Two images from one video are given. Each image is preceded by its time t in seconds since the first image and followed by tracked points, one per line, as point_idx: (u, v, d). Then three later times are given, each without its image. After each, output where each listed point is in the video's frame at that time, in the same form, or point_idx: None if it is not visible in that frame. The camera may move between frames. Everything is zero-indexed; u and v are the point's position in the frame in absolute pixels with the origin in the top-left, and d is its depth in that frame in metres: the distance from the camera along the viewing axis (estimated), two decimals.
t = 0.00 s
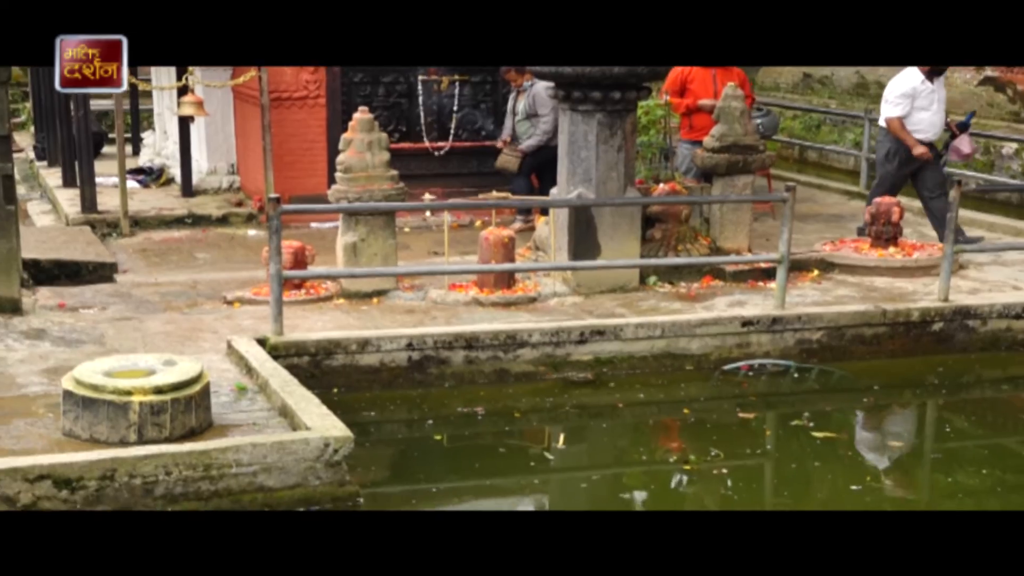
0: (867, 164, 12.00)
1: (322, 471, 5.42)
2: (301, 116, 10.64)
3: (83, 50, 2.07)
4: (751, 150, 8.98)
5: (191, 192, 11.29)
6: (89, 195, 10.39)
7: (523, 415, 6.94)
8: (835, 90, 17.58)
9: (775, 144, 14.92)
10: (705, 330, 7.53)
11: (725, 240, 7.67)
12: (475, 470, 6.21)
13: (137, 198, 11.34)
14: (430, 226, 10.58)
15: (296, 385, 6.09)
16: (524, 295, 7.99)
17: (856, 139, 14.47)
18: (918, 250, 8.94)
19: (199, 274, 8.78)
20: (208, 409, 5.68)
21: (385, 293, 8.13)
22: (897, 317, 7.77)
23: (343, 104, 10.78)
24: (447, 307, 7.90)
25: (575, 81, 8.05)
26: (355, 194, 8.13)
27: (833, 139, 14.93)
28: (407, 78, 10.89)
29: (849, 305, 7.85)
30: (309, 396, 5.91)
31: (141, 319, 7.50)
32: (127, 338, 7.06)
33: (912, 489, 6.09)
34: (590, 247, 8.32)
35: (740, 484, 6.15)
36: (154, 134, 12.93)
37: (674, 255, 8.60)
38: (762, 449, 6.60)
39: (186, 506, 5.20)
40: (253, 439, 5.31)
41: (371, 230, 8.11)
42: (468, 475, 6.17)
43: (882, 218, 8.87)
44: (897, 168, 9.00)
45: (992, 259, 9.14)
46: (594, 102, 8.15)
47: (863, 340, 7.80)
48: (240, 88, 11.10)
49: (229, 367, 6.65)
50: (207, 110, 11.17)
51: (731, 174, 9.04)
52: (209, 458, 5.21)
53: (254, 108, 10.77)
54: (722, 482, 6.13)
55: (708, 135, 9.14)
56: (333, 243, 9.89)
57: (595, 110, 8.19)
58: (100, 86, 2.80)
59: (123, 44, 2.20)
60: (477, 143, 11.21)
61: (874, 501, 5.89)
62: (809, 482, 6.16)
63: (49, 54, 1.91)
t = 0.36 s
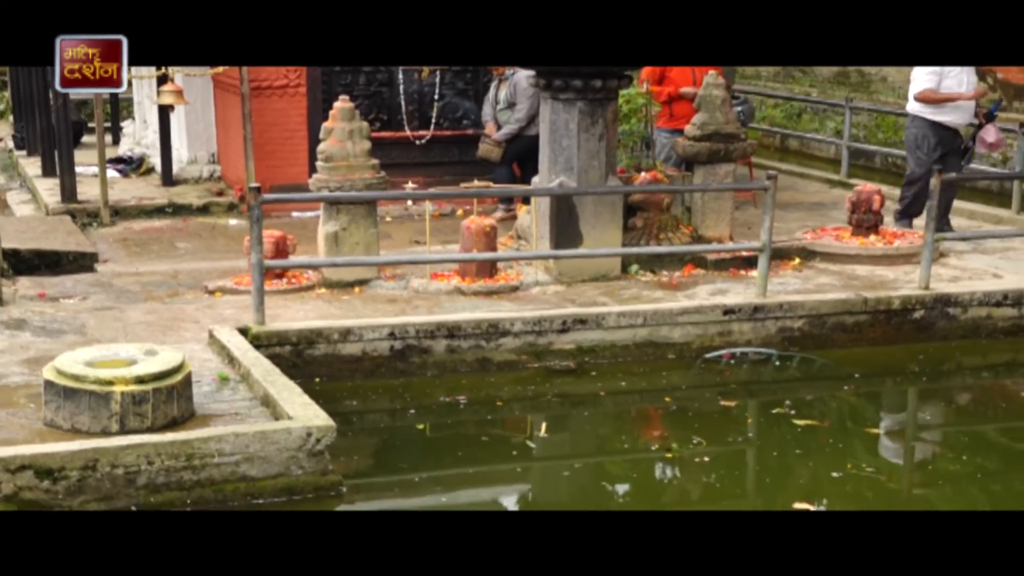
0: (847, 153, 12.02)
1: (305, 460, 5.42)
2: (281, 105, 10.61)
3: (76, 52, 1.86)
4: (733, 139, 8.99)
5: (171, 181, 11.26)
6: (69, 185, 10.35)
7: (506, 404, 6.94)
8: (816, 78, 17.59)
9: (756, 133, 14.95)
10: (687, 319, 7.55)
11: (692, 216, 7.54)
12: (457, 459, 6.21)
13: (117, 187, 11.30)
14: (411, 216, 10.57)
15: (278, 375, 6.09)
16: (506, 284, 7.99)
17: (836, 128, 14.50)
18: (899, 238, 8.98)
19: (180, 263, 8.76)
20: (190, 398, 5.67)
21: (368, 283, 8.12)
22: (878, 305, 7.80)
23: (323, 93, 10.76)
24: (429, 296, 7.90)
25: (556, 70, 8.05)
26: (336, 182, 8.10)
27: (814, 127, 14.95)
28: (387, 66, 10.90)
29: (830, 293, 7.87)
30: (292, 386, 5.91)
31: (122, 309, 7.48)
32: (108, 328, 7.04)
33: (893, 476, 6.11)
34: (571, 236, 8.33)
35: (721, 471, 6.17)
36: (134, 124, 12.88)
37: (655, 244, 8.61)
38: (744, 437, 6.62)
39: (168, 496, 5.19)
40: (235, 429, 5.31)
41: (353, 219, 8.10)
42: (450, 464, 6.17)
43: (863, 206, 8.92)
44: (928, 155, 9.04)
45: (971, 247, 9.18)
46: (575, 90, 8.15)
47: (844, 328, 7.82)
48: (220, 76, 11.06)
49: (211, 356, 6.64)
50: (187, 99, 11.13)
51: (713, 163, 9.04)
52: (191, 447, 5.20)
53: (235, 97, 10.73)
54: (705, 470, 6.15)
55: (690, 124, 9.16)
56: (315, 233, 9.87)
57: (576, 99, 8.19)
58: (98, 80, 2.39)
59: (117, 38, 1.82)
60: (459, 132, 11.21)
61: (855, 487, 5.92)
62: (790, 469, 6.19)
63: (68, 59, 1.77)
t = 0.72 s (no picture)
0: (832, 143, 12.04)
1: (290, 451, 5.41)
2: (265, 96, 10.58)
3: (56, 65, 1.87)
4: (718, 130, 8.99)
5: (155, 172, 11.23)
6: (52, 176, 10.32)
7: (491, 395, 6.94)
8: (800, 69, 17.61)
9: (741, 123, 14.96)
10: (672, 309, 7.56)
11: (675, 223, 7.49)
12: (443, 449, 6.21)
13: (100, 178, 11.27)
14: (396, 207, 10.55)
15: (263, 366, 6.08)
16: (492, 275, 7.99)
17: (821, 118, 14.52)
18: (883, 228, 9.00)
19: (164, 255, 8.74)
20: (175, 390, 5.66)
21: (352, 274, 8.11)
22: (863, 295, 7.82)
23: (307, 83, 10.73)
24: (414, 287, 7.89)
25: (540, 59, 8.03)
26: (320, 173, 8.10)
27: (799, 117, 14.96)
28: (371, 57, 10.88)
29: (815, 284, 7.89)
30: (277, 377, 5.90)
31: (106, 300, 7.46)
32: (92, 320, 7.02)
33: (877, 466, 6.13)
34: (556, 227, 8.33)
35: (707, 461, 6.18)
36: (117, 114, 12.85)
37: (640, 234, 8.61)
38: (729, 427, 6.63)
39: (153, 487, 5.19)
40: (220, 420, 5.30)
41: (337, 210, 8.09)
42: (436, 455, 6.16)
43: (847, 196, 8.94)
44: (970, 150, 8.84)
45: (955, 237, 9.20)
46: (560, 81, 8.14)
47: (829, 318, 7.84)
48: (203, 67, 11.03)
49: (196, 348, 6.63)
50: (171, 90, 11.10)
51: (698, 154, 9.04)
52: (176, 439, 5.19)
53: (218, 88, 10.70)
54: (690, 460, 6.16)
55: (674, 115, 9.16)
56: (299, 224, 9.85)
57: (561, 89, 8.18)
58: (98, 79, 2.34)
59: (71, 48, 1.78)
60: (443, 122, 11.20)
61: (840, 477, 5.93)
62: (775, 459, 6.20)
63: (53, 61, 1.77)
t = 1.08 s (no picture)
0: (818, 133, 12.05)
1: (277, 442, 5.41)
2: (250, 87, 10.55)
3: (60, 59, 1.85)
4: (703, 120, 9.00)
5: (140, 163, 11.20)
6: (36, 167, 10.28)
7: (477, 385, 6.94)
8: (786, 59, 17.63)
9: (726, 113, 14.97)
10: (658, 299, 7.56)
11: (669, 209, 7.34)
12: (429, 440, 6.21)
13: (85, 169, 11.23)
14: (381, 197, 10.55)
15: (250, 356, 6.07)
16: (478, 265, 7.99)
17: (806, 108, 14.53)
18: (869, 218, 9.02)
19: (150, 246, 8.72)
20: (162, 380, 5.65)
21: (338, 265, 8.10)
22: (849, 285, 7.84)
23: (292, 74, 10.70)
24: (400, 277, 7.88)
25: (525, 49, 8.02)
26: (307, 164, 8.06)
27: (784, 107, 14.98)
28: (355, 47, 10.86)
29: (800, 274, 7.90)
30: (264, 368, 5.89)
31: (91, 291, 7.44)
32: (77, 311, 7.00)
33: (862, 455, 6.15)
34: (542, 217, 8.33)
35: (693, 452, 6.19)
36: (101, 105, 12.81)
37: (626, 224, 8.62)
38: (715, 417, 6.64)
39: (139, 479, 5.18)
40: (206, 411, 5.29)
41: (323, 200, 8.07)
42: (422, 445, 6.16)
43: (833, 186, 8.94)
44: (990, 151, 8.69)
45: (940, 226, 9.23)
46: (546, 71, 8.13)
47: (815, 307, 7.86)
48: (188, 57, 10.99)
49: (181, 339, 6.61)
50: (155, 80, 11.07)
51: (683, 143, 9.05)
52: (162, 430, 5.18)
53: (202, 78, 10.66)
54: (676, 450, 6.17)
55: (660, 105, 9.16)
56: (284, 214, 9.84)
57: (547, 79, 8.17)
58: (98, 79, 2.39)
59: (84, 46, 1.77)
60: (428, 113, 11.19)
61: (826, 466, 5.95)
62: (761, 448, 6.21)
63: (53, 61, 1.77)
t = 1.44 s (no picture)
0: (803, 121, 12.06)
1: (263, 430, 5.41)
2: (234, 75, 10.52)
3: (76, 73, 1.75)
4: (688, 108, 9.00)
5: (123, 152, 11.16)
6: (20, 155, 10.23)
7: (463, 373, 6.95)
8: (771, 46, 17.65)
9: (712, 101, 14.98)
10: (644, 287, 7.57)
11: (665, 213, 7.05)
12: (415, 428, 6.21)
13: (68, 157, 11.19)
14: (366, 185, 10.54)
15: (235, 345, 6.06)
16: (463, 254, 7.99)
17: (791, 96, 14.54)
18: (854, 205, 9.03)
19: (134, 235, 8.70)
20: (147, 369, 5.64)
21: (324, 253, 8.09)
22: (834, 273, 7.85)
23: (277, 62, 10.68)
24: (386, 266, 7.88)
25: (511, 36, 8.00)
26: (291, 153, 8.06)
27: (769, 95, 14.99)
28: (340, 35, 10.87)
29: (786, 262, 7.91)
30: (250, 357, 5.88)
31: (76, 280, 7.42)
32: (62, 300, 6.98)
33: (847, 442, 6.16)
34: (527, 206, 8.32)
35: (679, 439, 6.20)
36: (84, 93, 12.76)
37: (612, 212, 8.63)
38: (701, 404, 6.65)
39: (125, 468, 5.17)
40: (191, 400, 5.28)
41: (308, 189, 8.06)
42: (408, 434, 6.16)
43: (818, 173, 8.95)
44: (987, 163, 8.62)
45: (925, 214, 9.25)
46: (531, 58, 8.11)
47: (800, 295, 7.87)
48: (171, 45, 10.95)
49: (166, 328, 6.60)
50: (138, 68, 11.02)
51: (668, 131, 9.06)
52: (148, 419, 5.17)
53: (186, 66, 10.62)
54: (661, 437, 6.18)
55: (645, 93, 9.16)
56: (269, 203, 9.83)
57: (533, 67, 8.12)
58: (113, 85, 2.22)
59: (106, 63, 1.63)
60: (412, 101, 11.17)
61: (811, 453, 5.96)
62: (746, 435, 6.22)
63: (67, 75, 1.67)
